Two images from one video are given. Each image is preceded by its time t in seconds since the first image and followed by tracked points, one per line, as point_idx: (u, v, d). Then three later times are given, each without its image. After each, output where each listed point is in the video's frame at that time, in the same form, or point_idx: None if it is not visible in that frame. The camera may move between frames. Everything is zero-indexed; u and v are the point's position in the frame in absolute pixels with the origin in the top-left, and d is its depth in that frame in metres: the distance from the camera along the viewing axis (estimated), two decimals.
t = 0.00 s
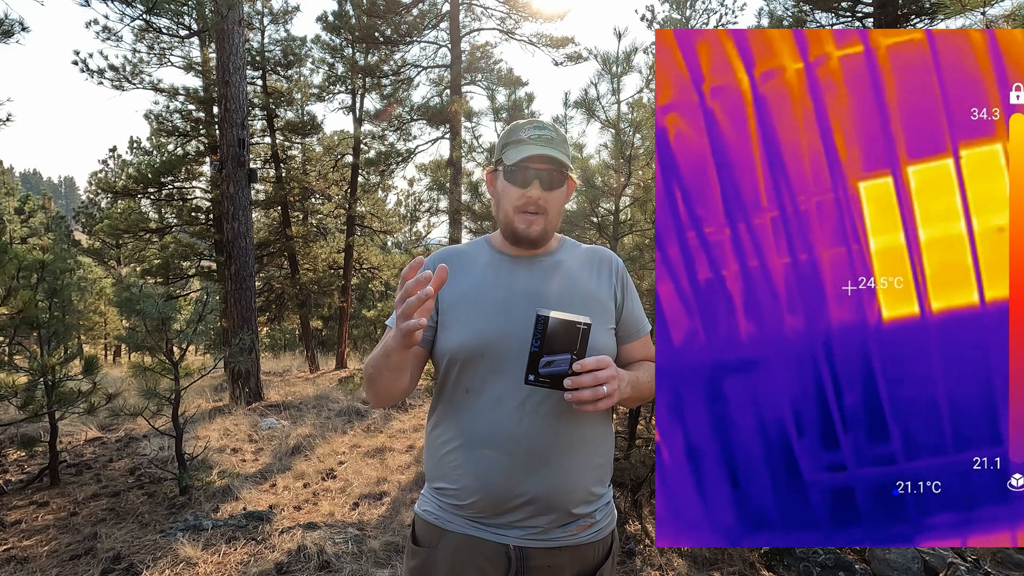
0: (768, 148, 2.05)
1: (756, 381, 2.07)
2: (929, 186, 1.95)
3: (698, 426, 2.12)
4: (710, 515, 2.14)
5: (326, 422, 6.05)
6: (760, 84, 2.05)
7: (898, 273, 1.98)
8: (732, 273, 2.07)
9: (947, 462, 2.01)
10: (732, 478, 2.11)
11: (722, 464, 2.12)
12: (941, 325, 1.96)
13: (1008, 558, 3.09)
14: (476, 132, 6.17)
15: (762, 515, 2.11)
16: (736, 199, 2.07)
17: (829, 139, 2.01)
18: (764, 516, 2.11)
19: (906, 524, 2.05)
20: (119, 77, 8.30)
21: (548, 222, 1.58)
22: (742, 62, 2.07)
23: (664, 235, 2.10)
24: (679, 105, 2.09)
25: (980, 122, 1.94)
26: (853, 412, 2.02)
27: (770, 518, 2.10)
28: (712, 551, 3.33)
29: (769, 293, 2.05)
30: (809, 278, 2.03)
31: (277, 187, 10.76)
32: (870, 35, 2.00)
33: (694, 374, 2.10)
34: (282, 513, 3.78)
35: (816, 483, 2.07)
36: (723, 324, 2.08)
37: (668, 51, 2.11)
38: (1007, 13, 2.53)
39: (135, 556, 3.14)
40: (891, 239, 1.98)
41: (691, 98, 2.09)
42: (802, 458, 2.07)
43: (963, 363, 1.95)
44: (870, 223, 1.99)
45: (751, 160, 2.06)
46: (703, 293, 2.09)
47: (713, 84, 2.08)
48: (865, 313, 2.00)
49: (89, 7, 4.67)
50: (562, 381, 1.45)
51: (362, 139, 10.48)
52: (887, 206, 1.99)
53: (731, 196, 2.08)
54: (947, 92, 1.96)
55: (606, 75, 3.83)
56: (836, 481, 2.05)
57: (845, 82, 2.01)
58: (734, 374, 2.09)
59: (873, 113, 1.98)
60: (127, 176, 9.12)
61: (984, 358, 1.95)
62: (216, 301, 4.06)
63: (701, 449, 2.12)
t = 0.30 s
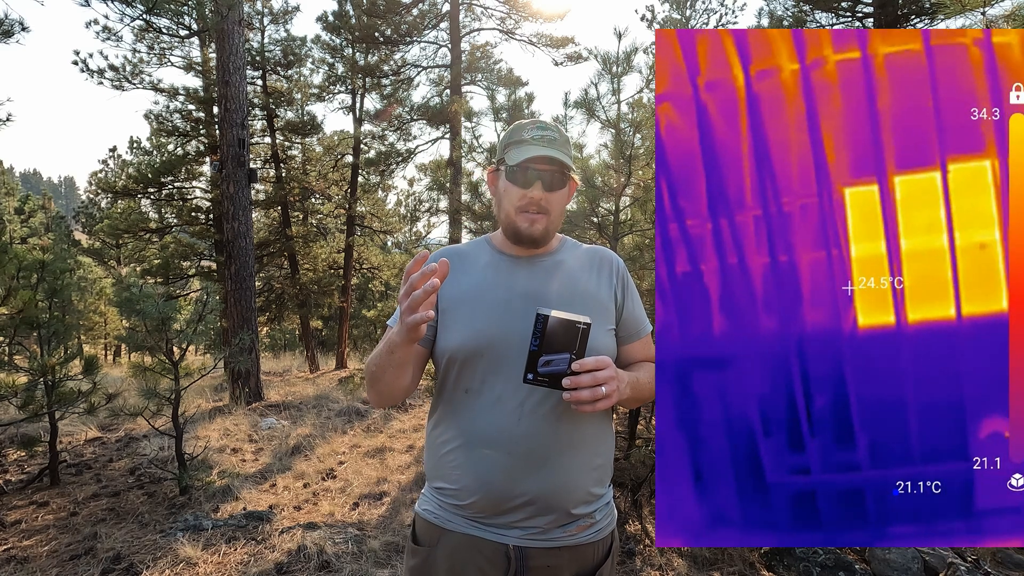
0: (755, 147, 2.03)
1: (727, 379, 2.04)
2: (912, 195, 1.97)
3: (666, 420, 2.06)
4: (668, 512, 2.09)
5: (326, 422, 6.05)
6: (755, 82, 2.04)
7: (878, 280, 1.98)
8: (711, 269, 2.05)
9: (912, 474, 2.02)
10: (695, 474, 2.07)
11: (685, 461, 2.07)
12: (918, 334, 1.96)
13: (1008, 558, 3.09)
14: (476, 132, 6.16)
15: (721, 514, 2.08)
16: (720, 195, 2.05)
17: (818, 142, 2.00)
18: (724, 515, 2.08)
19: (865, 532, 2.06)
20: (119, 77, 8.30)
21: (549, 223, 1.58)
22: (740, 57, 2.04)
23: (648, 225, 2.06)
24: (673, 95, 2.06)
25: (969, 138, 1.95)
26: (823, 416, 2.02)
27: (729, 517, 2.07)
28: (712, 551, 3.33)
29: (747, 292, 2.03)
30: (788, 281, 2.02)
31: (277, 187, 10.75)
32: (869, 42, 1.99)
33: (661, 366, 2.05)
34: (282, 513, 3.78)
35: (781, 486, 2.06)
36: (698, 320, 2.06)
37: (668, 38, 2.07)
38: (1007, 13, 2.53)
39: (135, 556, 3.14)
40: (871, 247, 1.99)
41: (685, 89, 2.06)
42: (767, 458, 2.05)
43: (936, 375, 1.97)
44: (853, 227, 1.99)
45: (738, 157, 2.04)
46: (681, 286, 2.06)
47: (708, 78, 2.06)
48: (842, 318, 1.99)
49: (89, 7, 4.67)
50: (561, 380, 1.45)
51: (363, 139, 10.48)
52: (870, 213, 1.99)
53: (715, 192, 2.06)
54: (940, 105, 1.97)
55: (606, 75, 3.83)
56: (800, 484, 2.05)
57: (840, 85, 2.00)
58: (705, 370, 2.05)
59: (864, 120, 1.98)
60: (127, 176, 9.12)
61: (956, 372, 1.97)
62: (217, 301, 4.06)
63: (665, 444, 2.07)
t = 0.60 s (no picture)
0: (747, 142, 2.03)
1: (708, 373, 2.02)
2: (901, 197, 1.97)
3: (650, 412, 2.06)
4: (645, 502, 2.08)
5: (326, 422, 6.05)
6: (752, 76, 2.04)
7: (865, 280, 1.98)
8: (698, 262, 2.05)
9: (891, 477, 2.01)
10: (674, 466, 2.06)
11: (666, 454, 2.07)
12: (903, 337, 1.97)
13: (1008, 558, 3.09)
14: (476, 132, 6.16)
15: (697, 507, 2.08)
16: (710, 189, 2.06)
17: (811, 140, 2.00)
18: (699, 509, 2.08)
19: (840, 532, 2.05)
20: (119, 77, 8.30)
21: (549, 223, 1.58)
22: (737, 51, 2.04)
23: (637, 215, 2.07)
24: (669, 85, 2.06)
25: (962, 144, 1.94)
26: (804, 415, 2.01)
27: (705, 511, 2.08)
28: (712, 551, 3.33)
29: (733, 287, 2.03)
30: (775, 278, 2.01)
31: (277, 187, 10.75)
32: (869, 42, 1.99)
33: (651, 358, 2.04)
34: (282, 513, 3.78)
35: (758, 482, 2.05)
36: (684, 312, 2.05)
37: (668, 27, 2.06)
38: (1008, 12, 2.53)
39: (135, 555, 3.14)
40: (859, 247, 1.98)
41: (682, 80, 2.06)
42: (746, 455, 2.04)
43: (920, 378, 1.96)
44: (841, 226, 1.99)
45: (730, 151, 2.04)
46: (669, 277, 2.06)
47: (705, 70, 2.05)
48: (827, 318, 2.00)
49: (88, 7, 4.66)
50: (560, 380, 1.45)
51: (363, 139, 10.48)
52: (860, 213, 1.98)
53: (706, 185, 2.06)
54: (935, 110, 1.96)
55: (606, 75, 3.83)
56: (777, 482, 2.04)
57: (835, 84, 2.00)
58: (687, 363, 2.04)
59: (858, 120, 1.98)
60: (127, 176, 9.12)
61: (940, 377, 1.97)
62: (217, 301, 4.06)
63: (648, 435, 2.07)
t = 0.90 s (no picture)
0: (741, 134, 2.04)
1: (696, 363, 2.04)
2: (894, 192, 1.97)
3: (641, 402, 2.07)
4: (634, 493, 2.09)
5: (326, 422, 6.05)
6: (748, 67, 2.04)
7: (857, 274, 1.98)
8: (689, 252, 2.06)
9: (878, 472, 2.01)
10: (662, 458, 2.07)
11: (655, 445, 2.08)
12: (893, 332, 1.97)
13: (1008, 558, 3.09)
14: (476, 132, 6.15)
15: (684, 498, 2.09)
16: (703, 179, 2.07)
17: (805, 133, 2.00)
18: (687, 501, 2.09)
19: (826, 526, 2.05)
20: (119, 77, 8.30)
21: (547, 222, 1.58)
22: (734, 42, 2.05)
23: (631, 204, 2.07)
24: (666, 74, 2.06)
25: (957, 140, 1.94)
26: (793, 408, 2.02)
27: (692, 502, 2.08)
28: (711, 551, 3.32)
29: (725, 278, 2.04)
30: (766, 271, 2.02)
31: (277, 187, 10.76)
32: (865, 37, 2.00)
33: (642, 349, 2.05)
34: (282, 513, 3.78)
35: (745, 475, 2.06)
36: (674, 302, 2.06)
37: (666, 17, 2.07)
38: (1007, 13, 2.53)
39: (135, 555, 3.14)
40: (850, 241, 1.98)
41: (678, 70, 2.06)
42: (733, 446, 2.05)
43: (909, 373, 1.96)
44: (833, 218, 1.99)
45: (724, 142, 2.05)
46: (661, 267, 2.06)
47: (701, 61, 2.06)
48: (818, 311, 2.00)
49: (88, 7, 4.66)
50: (560, 380, 1.45)
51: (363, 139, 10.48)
52: (852, 207, 1.99)
53: (699, 176, 2.07)
54: (929, 106, 1.96)
55: (606, 75, 3.83)
56: (765, 474, 2.05)
57: (830, 77, 2.01)
58: (677, 353, 2.05)
59: (853, 114, 1.98)
60: (127, 176, 9.12)
61: (929, 373, 1.97)
62: (216, 301, 4.06)
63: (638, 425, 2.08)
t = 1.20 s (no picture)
0: (735, 131, 2.05)
1: (690, 360, 2.05)
2: (888, 188, 1.97)
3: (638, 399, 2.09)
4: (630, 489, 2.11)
5: (326, 422, 6.05)
6: (741, 64, 2.05)
7: (850, 271, 1.98)
8: (682, 248, 2.07)
9: (871, 469, 2.01)
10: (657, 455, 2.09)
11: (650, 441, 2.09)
12: (887, 328, 1.96)
13: (1008, 558, 3.09)
14: (476, 132, 6.15)
15: (678, 495, 2.10)
16: (697, 176, 2.08)
17: (799, 130, 2.00)
18: (682, 498, 2.10)
19: (819, 523, 2.06)
20: (119, 77, 8.30)
21: (545, 224, 1.57)
22: (728, 39, 2.05)
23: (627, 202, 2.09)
24: (660, 71, 2.09)
25: (950, 137, 1.94)
26: (787, 405, 2.02)
27: (687, 499, 2.09)
28: (712, 551, 3.32)
29: (719, 275, 2.04)
30: (760, 267, 2.02)
31: (277, 187, 10.76)
32: (859, 34, 2.00)
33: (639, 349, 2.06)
34: (282, 513, 3.78)
35: (739, 471, 2.07)
36: (667, 299, 2.07)
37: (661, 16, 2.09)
38: (1007, 13, 2.53)
39: (135, 555, 3.14)
40: (844, 237, 1.99)
41: (672, 67, 2.09)
42: (726, 443, 2.06)
43: (902, 369, 1.96)
44: (826, 215, 2.00)
45: (718, 139, 2.06)
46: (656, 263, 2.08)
47: (695, 58, 2.08)
48: (812, 307, 2.00)
49: (89, 7, 4.66)
50: (563, 381, 1.45)
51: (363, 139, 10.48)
52: (846, 204, 1.99)
53: (692, 172, 2.08)
54: (923, 102, 1.96)
55: (606, 75, 3.82)
56: (758, 471, 2.05)
57: (824, 74, 2.01)
58: (671, 350, 2.06)
59: (846, 110, 1.99)
60: (127, 176, 9.12)
61: (922, 370, 1.97)
62: (217, 301, 4.05)
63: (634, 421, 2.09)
